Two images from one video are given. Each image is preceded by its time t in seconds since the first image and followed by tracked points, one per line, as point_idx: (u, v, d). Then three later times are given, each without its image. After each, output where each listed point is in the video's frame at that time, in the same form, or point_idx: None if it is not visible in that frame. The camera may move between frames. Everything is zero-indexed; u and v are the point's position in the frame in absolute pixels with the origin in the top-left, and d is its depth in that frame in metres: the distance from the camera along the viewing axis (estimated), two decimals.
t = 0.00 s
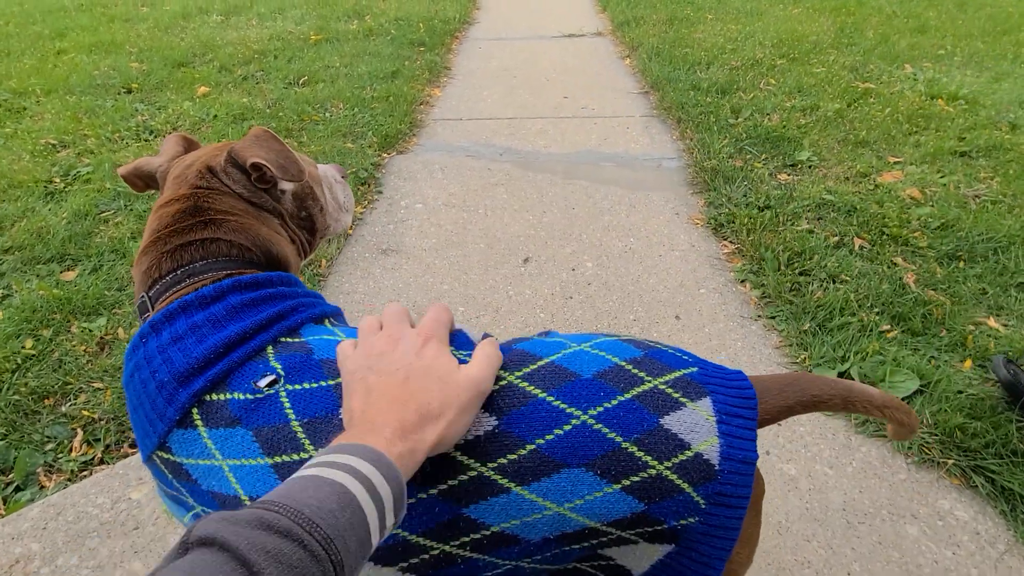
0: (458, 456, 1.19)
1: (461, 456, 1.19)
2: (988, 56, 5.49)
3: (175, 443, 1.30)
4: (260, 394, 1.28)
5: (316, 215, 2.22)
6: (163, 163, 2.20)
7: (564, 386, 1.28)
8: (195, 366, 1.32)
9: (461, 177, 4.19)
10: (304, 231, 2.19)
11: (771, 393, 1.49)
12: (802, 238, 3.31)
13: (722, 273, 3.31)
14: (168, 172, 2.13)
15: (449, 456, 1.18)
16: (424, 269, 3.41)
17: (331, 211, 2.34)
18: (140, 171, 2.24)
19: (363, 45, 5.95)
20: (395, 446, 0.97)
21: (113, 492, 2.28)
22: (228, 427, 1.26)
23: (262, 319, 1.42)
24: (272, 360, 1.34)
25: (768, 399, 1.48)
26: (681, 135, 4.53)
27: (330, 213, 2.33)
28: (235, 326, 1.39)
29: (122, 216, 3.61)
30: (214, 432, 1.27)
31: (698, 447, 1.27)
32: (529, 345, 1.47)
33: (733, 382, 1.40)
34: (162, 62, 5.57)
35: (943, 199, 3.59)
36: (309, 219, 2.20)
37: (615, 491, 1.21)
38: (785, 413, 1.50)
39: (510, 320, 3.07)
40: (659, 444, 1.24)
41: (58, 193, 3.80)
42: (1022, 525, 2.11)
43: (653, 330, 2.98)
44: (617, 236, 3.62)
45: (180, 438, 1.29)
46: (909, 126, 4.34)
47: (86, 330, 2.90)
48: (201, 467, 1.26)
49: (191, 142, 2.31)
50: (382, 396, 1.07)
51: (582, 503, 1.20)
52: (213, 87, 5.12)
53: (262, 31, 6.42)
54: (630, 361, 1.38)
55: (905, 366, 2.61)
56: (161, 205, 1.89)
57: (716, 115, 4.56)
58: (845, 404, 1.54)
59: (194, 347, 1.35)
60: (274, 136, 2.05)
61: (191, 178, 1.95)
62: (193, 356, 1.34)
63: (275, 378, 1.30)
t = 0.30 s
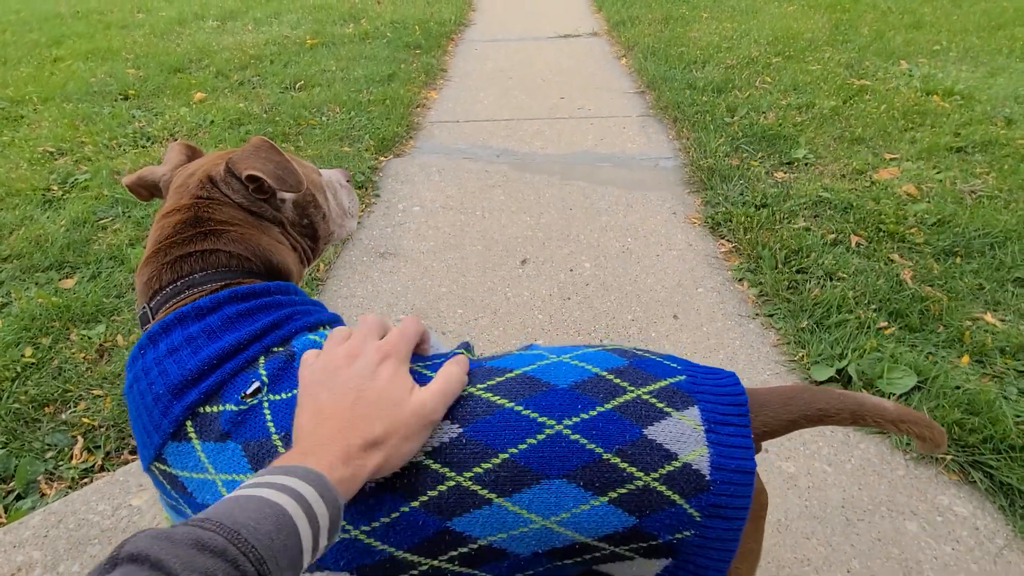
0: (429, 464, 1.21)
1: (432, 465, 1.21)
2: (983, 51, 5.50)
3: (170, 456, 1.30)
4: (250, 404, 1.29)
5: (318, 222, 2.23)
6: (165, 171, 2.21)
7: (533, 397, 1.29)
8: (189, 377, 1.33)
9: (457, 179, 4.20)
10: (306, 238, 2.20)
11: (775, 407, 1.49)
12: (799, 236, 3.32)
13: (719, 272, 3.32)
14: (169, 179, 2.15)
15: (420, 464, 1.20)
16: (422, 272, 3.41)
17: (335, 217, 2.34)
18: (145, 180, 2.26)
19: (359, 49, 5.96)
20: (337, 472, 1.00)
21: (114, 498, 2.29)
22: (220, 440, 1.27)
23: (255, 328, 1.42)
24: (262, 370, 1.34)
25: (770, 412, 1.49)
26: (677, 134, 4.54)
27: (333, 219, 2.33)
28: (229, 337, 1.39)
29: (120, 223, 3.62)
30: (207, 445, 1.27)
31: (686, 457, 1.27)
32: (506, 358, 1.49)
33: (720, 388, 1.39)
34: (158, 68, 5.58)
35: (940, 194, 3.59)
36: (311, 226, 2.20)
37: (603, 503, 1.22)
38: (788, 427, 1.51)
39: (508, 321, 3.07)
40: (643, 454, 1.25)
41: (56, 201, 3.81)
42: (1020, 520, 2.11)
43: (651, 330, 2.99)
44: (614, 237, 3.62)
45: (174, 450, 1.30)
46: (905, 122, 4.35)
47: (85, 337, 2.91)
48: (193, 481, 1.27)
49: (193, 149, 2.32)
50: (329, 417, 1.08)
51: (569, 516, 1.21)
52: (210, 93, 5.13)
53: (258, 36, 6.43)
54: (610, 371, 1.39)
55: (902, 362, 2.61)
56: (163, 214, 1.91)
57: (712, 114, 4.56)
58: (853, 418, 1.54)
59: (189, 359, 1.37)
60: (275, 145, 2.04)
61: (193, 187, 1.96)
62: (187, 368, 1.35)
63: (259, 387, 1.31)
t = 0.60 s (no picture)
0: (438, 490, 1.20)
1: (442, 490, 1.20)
2: (978, 46, 5.51)
3: (160, 476, 1.31)
4: (245, 424, 1.29)
5: (304, 230, 2.24)
6: (144, 185, 2.21)
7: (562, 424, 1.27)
8: (179, 397, 1.32)
9: (455, 183, 4.20)
10: (292, 246, 2.20)
11: (774, 418, 1.50)
12: (797, 234, 3.32)
13: (717, 271, 3.32)
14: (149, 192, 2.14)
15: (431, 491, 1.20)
16: (420, 277, 3.41)
17: (318, 225, 2.36)
18: (122, 195, 2.24)
19: (355, 54, 5.97)
20: (461, 535, 0.97)
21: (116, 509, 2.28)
22: (212, 460, 1.27)
23: (247, 345, 1.42)
24: (255, 388, 1.34)
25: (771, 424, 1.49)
26: (674, 134, 4.55)
27: (316, 227, 2.35)
28: (218, 355, 1.39)
29: (119, 232, 3.62)
30: (198, 464, 1.28)
31: (699, 486, 1.27)
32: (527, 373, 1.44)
33: (739, 413, 1.39)
34: (154, 77, 5.59)
35: (937, 189, 3.60)
36: (297, 234, 2.21)
37: (609, 531, 1.22)
38: (785, 439, 1.51)
39: (508, 325, 3.07)
40: (657, 483, 1.24)
41: (54, 212, 3.81)
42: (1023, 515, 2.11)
43: (651, 330, 2.99)
44: (612, 238, 3.62)
45: (165, 470, 1.31)
46: (901, 118, 4.35)
47: (84, 348, 2.91)
48: (185, 499, 1.29)
49: (172, 163, 2.32)
50: (469, 460, 1.06)
51: (574, 543, 1.22)
52: (206, 101, 5.14)
53: (253, 43, 6.45)
54: (632, 394, 1.36)
55: (903, 358, 2.61)
56: (147, 227, 1.90)
57: (708, 114, 4.57)
58: (849, 427, 1.55)
59: (177, 377, 1.35)
60: (262, 154, 2.05)
61: (177, 200, 1.95)
62: (175, 387, 1.34)
63: (258, 408, 1.30)
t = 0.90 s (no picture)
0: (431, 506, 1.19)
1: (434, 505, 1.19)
2: (971, 42, 5.51)
3: (152, 493, 1.30)
4: (232, 436, 1.28)
5: (255, 234, 2.30)
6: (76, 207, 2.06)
7: (553, 435, 1.26)
8: (166, 411, 1.31)
9: (450, 186, 4.20)
10: (247, 251, 2.24)
11: (774, 419, 1.48)
12: (792, 233, 3.31)
13: (713, 271, 3.30)
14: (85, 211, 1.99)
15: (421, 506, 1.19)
16: (415, 281, 3.40)
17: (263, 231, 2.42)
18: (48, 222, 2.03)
19: (348, 59, 5.96)
20: (409, 496, 0.98)
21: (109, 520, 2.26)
22: (202, 475, 1.26)
23: (232, 354, 1.41)
24: (242, 398, 1.33)
25: (771, 426, 1.48)
26: (668, 134, 4.54)
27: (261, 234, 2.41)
28: (203, 366, 1.37)
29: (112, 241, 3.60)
30: (189, 480, 1.27)
31: (700, 491, 1.26)
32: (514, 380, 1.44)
33: (734, 412, 1.38)
34: (147, 84, 5.57)
35: (932, 186, 3.59)
36: (250, 239, 2.26)
37: (612, 541, 1.21)
38: (790, 441, 1.49)
39: (504, 328, 3.06)
40: (656, 489, 1.23)
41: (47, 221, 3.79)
42: None
43: (647, 331, 2.97)
44: (608, 239, 3.61)
45: (156, 487, 1.29)
46: (895, 115, 4.35)
47: (78, 357, 2.89)
48: (177, 516, 1.27)
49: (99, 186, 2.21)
50: (416, 430, 1.10)
51: (576, 556, 1.20)
52: (200, 107, 5.12)
53: (247, 49, 6.44)
54: (625, 398, 1.36)
55: (902, 357, 2.59)
56: (104, 244, 1.82)
57: (703, 113, 4.57)
58: (852, 426, 1.53)
59: (163, 391, 1.34)
60: (213, 160, 2.18)
61: (134, 214, 1.90)
62: (162, 401, 1.32)
63: (245, 419, 1.30)
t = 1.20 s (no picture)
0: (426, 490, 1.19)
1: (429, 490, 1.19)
2: (967, 43, 5.54)
3: (158, 485, 1.30)
4: (235, 425, 1.29)
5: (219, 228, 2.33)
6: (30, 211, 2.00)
7: (545, 420, 1.27)
8: (170, 404, 1.32)
9: (449, 187, 4.21)
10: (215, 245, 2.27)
11: (774, 426, 1.50)
12: (790, 233, 3.32)
13: (712, 271, 3.32)
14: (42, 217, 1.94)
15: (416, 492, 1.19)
16: (415, 282, 3.41)
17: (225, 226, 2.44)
18: None
19: (347, 60, 5.97)
20: (435, 465, 0.87)
21: (109, 521, 2.26)
22: (205, 464, 1.27)
23: (233, 347, 1.42)
24: (244, 388, 1.35)
25: (770, 431, 1.49)
26: (666, 135, 4.56)
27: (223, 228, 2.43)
28: (205, 359, 1.38)
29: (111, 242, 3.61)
30: (193, 470, 1.27)
31: (692, 485, 1.27)
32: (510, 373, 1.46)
33: (728, 410, 1.39)
34: (146, 86, 5.58)
35: (929, 186, 3.61)
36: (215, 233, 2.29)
37: (604, 531, 1.21)
38: (788, 447, 1.50)
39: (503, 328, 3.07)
40: (648, 482, 1.24)
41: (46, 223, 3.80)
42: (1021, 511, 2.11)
43: (646, 331, 2.99)
44: (606, 240, 3.62)
45: (162, 478, 1.29)
46: (892, 116, 4.37)
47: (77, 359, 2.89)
48: (183, 507, 1.27)
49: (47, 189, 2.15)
50: (432, 388, 0.96)
51: (570, 544, 1.21)
52: (199, 109, 5.13)
53: (245, 51, 6.44)
54: (618, 392, 1.38)
55: (898, 356, 2.61)
56: (77, 249, 1.80)
57: (701, 114, 4.58)
58: (855, 438, 1.54)
59: (167, 385, 1.34)
60: (172, 155, 2.19)
61: (104, 216, 1.89)
62: (166, 395, 1.33)
63: (246, 408, 1.31)
